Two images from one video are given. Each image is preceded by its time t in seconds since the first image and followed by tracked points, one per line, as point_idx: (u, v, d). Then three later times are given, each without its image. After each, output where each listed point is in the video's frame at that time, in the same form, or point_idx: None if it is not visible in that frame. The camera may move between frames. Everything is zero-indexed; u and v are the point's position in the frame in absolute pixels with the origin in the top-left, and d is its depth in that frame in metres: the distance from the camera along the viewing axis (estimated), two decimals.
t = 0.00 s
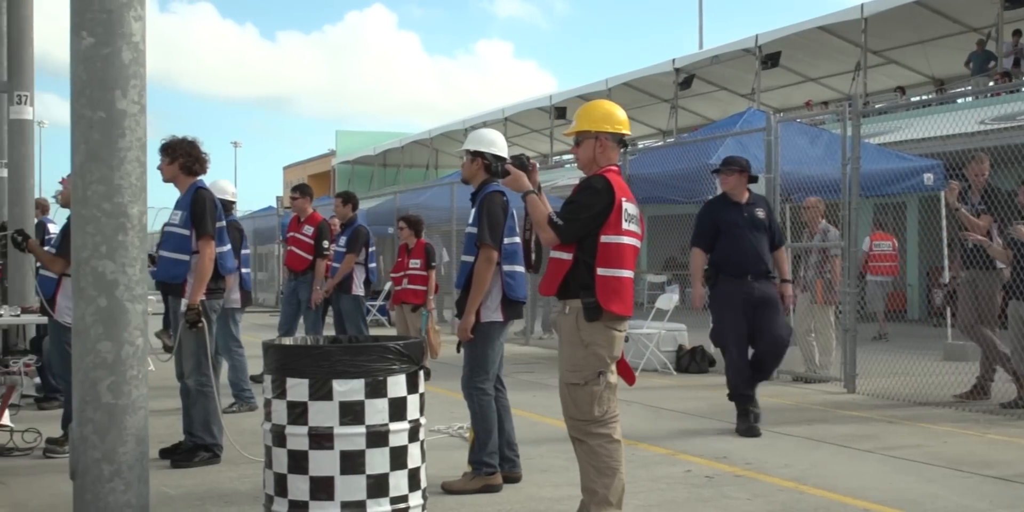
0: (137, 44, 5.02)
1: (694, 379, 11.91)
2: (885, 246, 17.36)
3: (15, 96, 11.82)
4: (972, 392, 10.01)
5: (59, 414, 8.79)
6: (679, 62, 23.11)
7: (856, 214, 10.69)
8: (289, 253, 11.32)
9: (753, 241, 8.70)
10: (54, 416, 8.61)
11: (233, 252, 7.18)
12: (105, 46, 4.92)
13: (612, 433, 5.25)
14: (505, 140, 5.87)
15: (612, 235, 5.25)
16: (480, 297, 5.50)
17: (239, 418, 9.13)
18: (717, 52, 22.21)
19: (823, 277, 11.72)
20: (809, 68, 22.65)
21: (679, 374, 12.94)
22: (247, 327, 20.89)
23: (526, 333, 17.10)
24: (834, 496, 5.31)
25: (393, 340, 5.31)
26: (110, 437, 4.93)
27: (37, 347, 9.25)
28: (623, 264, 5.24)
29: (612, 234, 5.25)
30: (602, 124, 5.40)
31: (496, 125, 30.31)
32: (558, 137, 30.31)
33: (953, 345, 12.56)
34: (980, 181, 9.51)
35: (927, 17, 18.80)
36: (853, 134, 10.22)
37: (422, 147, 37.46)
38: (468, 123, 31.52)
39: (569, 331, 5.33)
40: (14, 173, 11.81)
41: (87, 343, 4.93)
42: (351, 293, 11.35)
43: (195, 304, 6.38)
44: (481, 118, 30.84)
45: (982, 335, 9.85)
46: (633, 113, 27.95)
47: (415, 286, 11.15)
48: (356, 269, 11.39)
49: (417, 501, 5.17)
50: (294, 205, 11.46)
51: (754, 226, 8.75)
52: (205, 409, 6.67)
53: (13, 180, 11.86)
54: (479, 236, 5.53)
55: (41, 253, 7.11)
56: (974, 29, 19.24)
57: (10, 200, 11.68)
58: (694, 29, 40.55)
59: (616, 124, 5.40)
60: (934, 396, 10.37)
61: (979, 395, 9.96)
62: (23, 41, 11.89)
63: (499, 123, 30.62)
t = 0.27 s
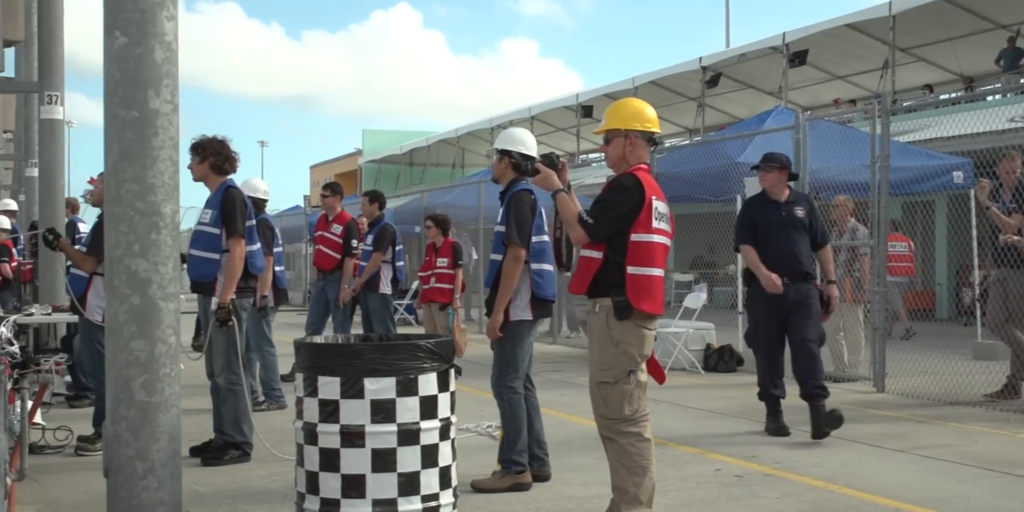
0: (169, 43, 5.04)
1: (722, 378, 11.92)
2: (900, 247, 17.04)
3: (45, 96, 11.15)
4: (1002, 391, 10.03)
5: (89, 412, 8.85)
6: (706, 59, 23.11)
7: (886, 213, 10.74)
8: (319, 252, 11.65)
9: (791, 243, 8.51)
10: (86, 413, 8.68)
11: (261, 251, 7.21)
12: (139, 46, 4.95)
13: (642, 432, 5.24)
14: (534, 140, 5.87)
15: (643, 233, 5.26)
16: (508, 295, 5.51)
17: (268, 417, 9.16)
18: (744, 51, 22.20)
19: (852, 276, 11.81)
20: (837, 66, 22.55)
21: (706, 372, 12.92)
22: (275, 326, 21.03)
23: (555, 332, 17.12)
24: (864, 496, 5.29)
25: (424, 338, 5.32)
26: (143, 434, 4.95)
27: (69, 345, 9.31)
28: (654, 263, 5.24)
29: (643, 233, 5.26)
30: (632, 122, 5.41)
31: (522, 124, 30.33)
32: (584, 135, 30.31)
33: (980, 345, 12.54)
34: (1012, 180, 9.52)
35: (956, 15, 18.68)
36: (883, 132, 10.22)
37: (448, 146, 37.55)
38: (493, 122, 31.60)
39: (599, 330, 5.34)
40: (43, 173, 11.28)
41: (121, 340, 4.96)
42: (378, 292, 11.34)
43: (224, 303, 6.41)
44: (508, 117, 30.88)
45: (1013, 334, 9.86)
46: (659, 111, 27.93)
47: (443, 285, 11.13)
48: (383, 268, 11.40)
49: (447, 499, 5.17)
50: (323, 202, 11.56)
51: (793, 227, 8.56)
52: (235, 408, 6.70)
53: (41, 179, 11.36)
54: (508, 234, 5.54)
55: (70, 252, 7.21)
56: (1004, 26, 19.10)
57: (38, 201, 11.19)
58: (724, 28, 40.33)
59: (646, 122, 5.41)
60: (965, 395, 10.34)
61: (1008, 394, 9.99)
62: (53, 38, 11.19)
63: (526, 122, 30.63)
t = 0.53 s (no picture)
0: (200, 43, 5.06)
1: (749, 378, 11.89)
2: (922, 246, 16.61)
3: (74, 96, 11.29)
4: None
5: (120, 410, 8.93)
6: (732, 58, 23.06)
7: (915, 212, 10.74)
8: (347, 251, 11.77)
9: (840, 247, 8.16)
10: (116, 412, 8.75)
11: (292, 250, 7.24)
12: (170, 46, 4.97)
13: (672, 432, 5.23)
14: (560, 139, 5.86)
15: (672, 233, 5.25)
16: (536, 294, 5.52)
17: (296, 416, 9.20)
18: (771, 50, 22.11)
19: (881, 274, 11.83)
20: (864, 64, 22.42)
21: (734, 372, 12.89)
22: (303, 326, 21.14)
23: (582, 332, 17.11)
24: (894, 496, 5.26)
25: (453, 338, 5.32)
26: (175, 433, 4.97)
27: (100, 344, 9.39)
28: (683, 262, 5.23)
29: (672, 232, 5.25)
30: (660, 121, 5.38)
31: (548, 124, 30.32)
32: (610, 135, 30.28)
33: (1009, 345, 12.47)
34: None
35: (987, 13, 18.52)
36: (912, 131, 10.17)
37: (473, 145, 37.59)
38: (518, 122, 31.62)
39: (628, 330, 5.33)
40: (72, 171, 11.40)
41: (152, 339, 4.98)
42: (403, 291, 11.40)
43: (253, 302, 6.43)
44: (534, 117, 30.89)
45: None
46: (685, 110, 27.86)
47: (471, 284, 11.02)
48: (408, 267, 11.44)
49: (477, 498, 5.17)
50: (354, 202, 11.58)
51: (842, 229, 8.22)
52: (264, 407, 6.73)
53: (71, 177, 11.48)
54: (535, 234, 5.54)
55: (100, 252, 7.33)
56: None
57: (67, 199, 11.31)
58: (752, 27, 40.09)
59: (674, 121, 5.37)
60: (996, 394, 10.28)
61: None
62: (83, 41, 11.32)
63: (551, 121, 30.63)
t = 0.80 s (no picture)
0: (231, 45, 5.07)
1: (775, 379, 11.89)
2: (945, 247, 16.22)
3: (102, 97, 11.43)
4: None
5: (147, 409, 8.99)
6: (757, 58, 23.06)
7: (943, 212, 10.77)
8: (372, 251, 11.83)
9: (885, 239, 8.04)
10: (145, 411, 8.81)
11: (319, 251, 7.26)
12: (200, 47, 4.98)
13: (700, 433, 5.23)
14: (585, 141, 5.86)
15: (700, 234, 5.23)
16: (563, 295, 5.51)
17: (323, 416, 9.23)
18: (796, 50, 22.06)
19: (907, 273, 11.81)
20: (890, 64, 22.34)
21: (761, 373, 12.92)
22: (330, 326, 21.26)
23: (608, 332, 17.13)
24: (923, 498, 5.24)
25: (482, 339, 5.32)
26: (205, 433, 4.99)
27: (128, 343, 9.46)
28: (711, 263, 5.21)
29: (700, 233, 5.23)
30: (688, 122, 5.38)
31: (573, 124, 30.35)
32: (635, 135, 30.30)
33: None
34: None
35: (1016, 12, 18.43)
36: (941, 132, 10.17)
37: (498, 146, 37.57)
38: (541, 122, 31.70)
39: (657, 331, 5.33)
40: (100, 172, 11.52)
41: (183, 340, 4.99)
42: (425, 292, 11.55)
43: (281, 302, 6.44)
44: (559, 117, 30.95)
45: None
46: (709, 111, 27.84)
47: (496, 284, 11.28)
48: (432, 268, 11.59)
49: (506, 499, 5.18)
50: (380, 203, 11.71)
51: (888, 221, 8.10)
52: (292, 407, 6.75)
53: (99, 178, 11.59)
54: (561, 235, 5.52)
55: (128, 252, 7.37)
56: None
57: (95, 199, 11.42)
58: (777, 26, 39.90)
59: (703, 122, 5.38)
60: None
61: None
62: (110, 42, 11.43)
63: (576, 121, 30.66)
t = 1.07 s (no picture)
0: (262, 46, 5.09)
1: (800, 381, 11.92)
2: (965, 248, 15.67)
3: (128, 98, 11.37)
4: None
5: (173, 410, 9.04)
6: (782, 59, 23.06)
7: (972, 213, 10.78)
8: (398, 252, 11.92)
9: (928, 242, 7.92)
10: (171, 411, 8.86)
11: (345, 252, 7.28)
12: (232, 49, 5.00)
13: (729, 434, 5.26)
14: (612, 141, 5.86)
15: (729, 235, 5.26)
16: (588, 296, 5.50)
17: (348, 416, 9.26)
18: (821, 50, 22.01)
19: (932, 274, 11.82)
20: (914, 64, 22.29)
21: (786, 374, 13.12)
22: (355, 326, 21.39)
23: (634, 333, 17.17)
24: (952, 500, 5.26)
25: (512, 340, 5.32)
26: (235, 434, 5.00)
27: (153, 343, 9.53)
28: (740, 264, 5.23)
29: (729, 234, 5.26)
30: (717, 123, 5.41)
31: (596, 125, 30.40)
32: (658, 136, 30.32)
33: None
34: None
35: None
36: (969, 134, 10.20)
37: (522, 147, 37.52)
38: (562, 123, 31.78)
39: (685, 332, 5.36)
40: (126, 173, 11.52)
41: (213, 341, 5.01)
42: (449, 291, 11.63)
43: (309, 302, 6.45)
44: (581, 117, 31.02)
45: None
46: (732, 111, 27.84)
47: (521, 285, 11.36)
48: (457, 269, 11.68)
49: (535, 500, 5.19)
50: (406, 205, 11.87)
51: (929, 223, 7.98)
52: (319, 407, 6.77)
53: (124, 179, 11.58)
54: (587, 235, 5.52)
55: (156, 252, 7.41)
56: None
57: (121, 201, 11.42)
58: (800, 27, 39.81)
59: (732, 122, 5.40)
60: None
61: None
62: (136, 43, 11.53)
63: (598, 122, 30.71)
